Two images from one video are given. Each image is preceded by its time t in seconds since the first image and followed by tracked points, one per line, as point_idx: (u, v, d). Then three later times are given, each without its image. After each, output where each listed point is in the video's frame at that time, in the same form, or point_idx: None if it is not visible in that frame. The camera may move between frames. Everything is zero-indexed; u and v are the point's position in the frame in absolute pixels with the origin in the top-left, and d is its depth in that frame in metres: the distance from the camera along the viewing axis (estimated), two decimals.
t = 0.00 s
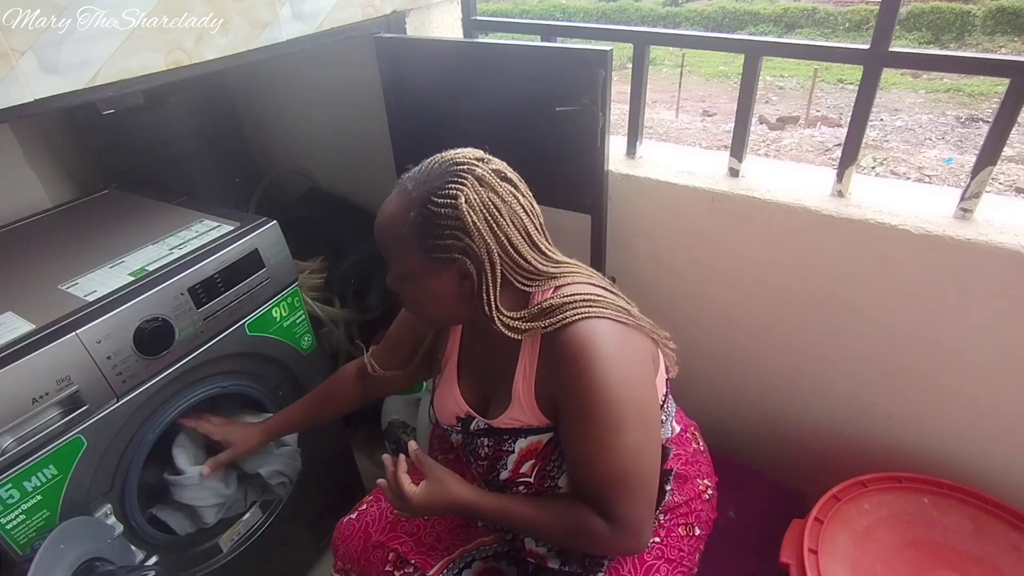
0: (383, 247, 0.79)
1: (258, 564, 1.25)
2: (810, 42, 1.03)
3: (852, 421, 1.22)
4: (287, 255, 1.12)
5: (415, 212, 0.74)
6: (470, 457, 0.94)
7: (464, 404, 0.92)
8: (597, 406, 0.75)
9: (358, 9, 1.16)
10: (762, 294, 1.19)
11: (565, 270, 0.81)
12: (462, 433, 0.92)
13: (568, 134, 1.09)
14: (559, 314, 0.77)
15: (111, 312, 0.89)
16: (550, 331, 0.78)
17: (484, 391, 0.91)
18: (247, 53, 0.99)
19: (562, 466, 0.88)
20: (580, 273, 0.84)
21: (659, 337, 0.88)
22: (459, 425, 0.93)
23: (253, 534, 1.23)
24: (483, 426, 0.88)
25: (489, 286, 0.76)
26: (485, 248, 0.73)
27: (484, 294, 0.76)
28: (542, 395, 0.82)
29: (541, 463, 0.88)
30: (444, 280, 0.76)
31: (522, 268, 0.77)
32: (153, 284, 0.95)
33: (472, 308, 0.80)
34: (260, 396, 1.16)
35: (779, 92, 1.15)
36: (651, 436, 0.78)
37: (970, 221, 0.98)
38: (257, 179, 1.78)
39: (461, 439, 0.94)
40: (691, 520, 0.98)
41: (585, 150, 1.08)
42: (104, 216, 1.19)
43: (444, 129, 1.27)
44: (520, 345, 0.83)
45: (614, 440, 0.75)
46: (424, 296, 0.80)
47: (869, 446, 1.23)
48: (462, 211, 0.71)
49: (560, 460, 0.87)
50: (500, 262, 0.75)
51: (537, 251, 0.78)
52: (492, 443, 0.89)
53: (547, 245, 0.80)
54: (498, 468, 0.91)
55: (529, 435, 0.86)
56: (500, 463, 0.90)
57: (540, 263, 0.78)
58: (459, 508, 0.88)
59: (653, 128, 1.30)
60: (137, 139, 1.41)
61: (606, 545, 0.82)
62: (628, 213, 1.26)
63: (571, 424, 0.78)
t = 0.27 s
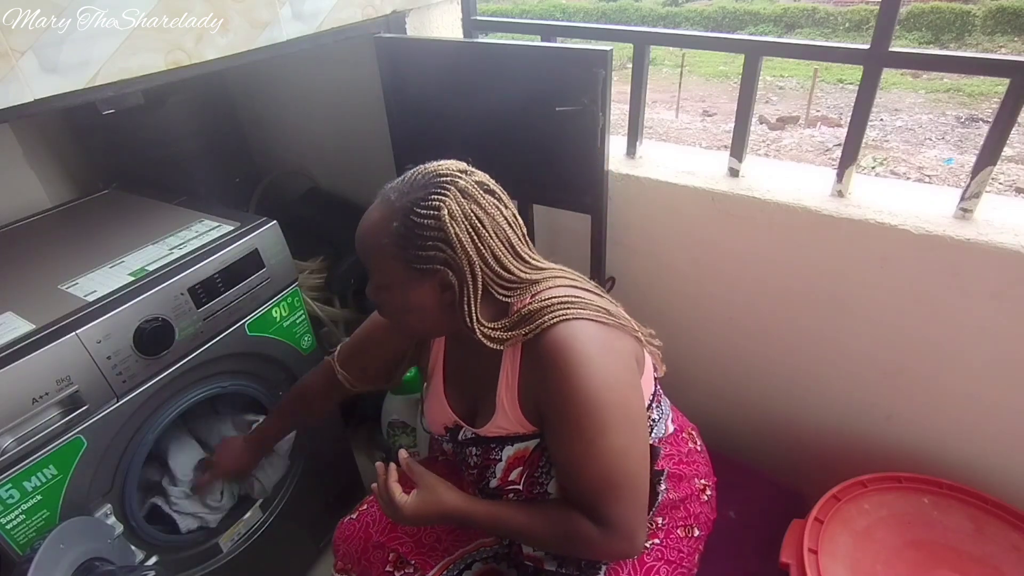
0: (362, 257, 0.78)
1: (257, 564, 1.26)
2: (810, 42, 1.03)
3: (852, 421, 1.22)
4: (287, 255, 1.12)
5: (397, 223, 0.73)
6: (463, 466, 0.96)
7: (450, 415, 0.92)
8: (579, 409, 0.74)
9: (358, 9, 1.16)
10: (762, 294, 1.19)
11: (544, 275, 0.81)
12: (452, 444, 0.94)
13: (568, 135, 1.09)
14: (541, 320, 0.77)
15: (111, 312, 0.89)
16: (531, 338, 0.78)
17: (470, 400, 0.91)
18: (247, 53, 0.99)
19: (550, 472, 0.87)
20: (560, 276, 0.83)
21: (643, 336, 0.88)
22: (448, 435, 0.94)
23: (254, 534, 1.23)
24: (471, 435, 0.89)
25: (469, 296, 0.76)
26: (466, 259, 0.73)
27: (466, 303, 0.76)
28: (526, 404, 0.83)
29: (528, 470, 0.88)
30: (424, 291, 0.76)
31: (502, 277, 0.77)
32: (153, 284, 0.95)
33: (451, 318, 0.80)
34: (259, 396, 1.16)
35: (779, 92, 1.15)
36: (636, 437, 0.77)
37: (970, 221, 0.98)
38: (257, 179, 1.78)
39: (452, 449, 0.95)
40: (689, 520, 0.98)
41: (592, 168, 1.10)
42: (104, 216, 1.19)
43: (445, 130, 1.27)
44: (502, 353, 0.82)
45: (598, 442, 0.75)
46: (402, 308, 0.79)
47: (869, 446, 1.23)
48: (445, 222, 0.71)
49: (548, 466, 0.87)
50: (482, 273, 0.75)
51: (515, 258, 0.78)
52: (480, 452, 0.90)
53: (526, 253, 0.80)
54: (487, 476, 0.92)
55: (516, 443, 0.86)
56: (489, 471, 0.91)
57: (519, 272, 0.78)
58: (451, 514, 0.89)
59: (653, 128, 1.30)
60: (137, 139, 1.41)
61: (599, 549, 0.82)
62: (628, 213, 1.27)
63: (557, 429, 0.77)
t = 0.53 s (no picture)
0: (348, 260, 0.78)
1: (257, 564, 1.26)
2: (810, 42, 1.03)
3: (852, 422, 1.22)
4: (287, 255, 1.12)
5: (386, 227, 0.73)
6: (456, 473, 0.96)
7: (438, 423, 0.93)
8: (565, 402, 0.74)
9: (358, 9, 1.16)
10: (762, 295, 1.19)
11: (528, 273, 0.81)
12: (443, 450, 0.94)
13: (569, 135, 1.09)
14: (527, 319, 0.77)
15: (111, 312, 0.89)
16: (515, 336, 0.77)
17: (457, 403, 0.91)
18: (247, 53, 0.99)
19: (542, 470, 0.87)
20: (543, 273, 0.83)
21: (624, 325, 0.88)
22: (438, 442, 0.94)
23: (254, 534, 1.23)
24: (461, 441, 0.90)
25: (455, 301, 0.76)
26: (453, 265, 0.73)
27: (452, 307, 0.76)
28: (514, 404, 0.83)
29: (521, 470, 0.88)
30: (412, 295, 0.76)
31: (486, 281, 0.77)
32: (153, 284, 0.95)
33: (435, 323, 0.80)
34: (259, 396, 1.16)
35: (779, 92, 1.15)
36: (624, 427, 0.77)
37: (970, 221, 0.98)
38: (257, 179, 1.78)
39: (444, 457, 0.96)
40: (685, 516, 0.98)
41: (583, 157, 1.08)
42: (104, 216, 1.19)
43: (445, 129, 1.27)
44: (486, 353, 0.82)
45: (586, 434, 0.74)
46: (386, 311, 0.78)
47: (868, 446, 1.23)
48: (436, 228, 0.71)
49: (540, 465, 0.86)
50: (469, 278, 0.75)
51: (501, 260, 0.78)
52: (472, 457, 0.90)
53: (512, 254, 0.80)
54: (480, 480, 0.92)
55: (507, 443, 0.87)
56: (481, 475, 0.91)
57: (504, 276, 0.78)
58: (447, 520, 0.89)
59: (653, 128, 1.30)
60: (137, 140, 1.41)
61: (595, 543, 0.81)
62: (628, 213, 1.27)
63: (545, 425, 0.77)
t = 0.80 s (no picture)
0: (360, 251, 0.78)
1: (257, 564, 1.25)
2: (810, 42, 1.03)
3: (852, 421, 1.22)
4: (287, 255, 1.12)
5: (394, 220, 0.73)
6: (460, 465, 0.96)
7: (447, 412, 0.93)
8: (577, 404, 0.73)
9: (358, 9, 1.16)
10: (762, 294, 1.19)
11: (542, 272, 0.80)
12: (449, 441, 0.94)
13: (569, 135, 1.09)
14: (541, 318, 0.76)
15: (111, 312, 0.89)
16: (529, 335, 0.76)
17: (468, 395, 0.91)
18: (247, 52, 0.99)
19: (547, 468, 0.87)
20: (559, 275, 0.82)
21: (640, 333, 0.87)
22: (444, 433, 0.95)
23: (254, 533, 1.23)
24: (468, 433, 0.90)
25: (465, 294, 0.75)
26: (463, 257, 0.73)
27: (461, 300, 0.76)
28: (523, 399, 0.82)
29: (526, 467, 0.88)
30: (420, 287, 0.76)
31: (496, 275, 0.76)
32: (153, 284, 0.95)
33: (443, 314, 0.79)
34: (259, 396, 1.16)
35: (779, 92, 1.15)
36: (634, 432, 0.76)
37: (970, 221, 0.98)
38: (257, 179, 1.78)
39: (448, 448, 0.96)
40: (685, 519, 0.99)
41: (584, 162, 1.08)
42: (104, 216, 1.19)
43: (445, 129, 1.27)
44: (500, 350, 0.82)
45: (595, 437, 0.74)
46: (399, 303, 0.79)
47: (868, 446, 1.23)
48: (443, 221, 0.70)
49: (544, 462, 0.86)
50: (478, 272, 0.74)
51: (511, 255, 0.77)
52: (478, 449, 0.90)
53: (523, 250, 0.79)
54: (485, 474, 0.92)
55: (514, 439, 0.86)
56: (487, 468, 0.91)
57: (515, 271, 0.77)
58: (449, 501, 0.88)
59: (653, 128, 1.30)
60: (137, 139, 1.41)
61: (595, 544, 0.81)
62: (628, 213, 1.26)
63: (553, 426, 0.76)
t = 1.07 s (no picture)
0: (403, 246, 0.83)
1: (257, 563, 1.26)
2: (810, 42, 1.03)
3: (852, 421, 1.22)
4: (287, 255, 1.12)
5: (409, 213, 0.78)
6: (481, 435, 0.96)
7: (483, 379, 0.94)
8: (607, 399, 0.72)
9: (358, 9, 1.16)
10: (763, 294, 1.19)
11: (579, 257, 0.78)
12: (475, 408, 0.95)
13: (568, 135, 1.09)
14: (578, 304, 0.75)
15: (111, 312, 0.89)
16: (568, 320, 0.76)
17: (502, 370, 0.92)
18: (247, 52, 0.99)
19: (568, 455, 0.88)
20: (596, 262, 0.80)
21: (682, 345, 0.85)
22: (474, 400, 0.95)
23: (254, 533, 1.23)
24: (497, 404, 0.91)
25: (488, 276, 0.76)
26: (470, 240, 0.74)
27: (490, 282, 0.76)
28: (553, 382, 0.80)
29: (548, 450, 0.89)
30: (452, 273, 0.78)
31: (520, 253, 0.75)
32: (153, 284, 0.95)
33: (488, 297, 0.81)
34: (259, 397, 1.15)
35: (779, 92, 1.15)
36: (654, 443, 0.74)
37: (970, 221, 0.98)
38: (257, 179, 1.78)
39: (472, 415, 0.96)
40: (694, 524, 0.98)
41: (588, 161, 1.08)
42: (104, 216, 1.19)
43: (445, 129, 1.27)
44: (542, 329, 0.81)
45: (617, 437, 0.72)
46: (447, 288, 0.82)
47: (869, 446, 1.23)
48: (443, 209, 0.73)
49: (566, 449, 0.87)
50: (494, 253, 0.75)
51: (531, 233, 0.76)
52: (504, 422, 0.91)
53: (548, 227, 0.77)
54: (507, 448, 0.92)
55: (541, 420, 0.87)
56: (509, 443, 0.92)
57: (539, 247, 0.76)
58: (471, 453, 0.89)
59: (653, 128, 1.30)
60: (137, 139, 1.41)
61: (595, 542, 0.80)
62: (628, 213, 1.26)
63: (580, 416, 0.75)
